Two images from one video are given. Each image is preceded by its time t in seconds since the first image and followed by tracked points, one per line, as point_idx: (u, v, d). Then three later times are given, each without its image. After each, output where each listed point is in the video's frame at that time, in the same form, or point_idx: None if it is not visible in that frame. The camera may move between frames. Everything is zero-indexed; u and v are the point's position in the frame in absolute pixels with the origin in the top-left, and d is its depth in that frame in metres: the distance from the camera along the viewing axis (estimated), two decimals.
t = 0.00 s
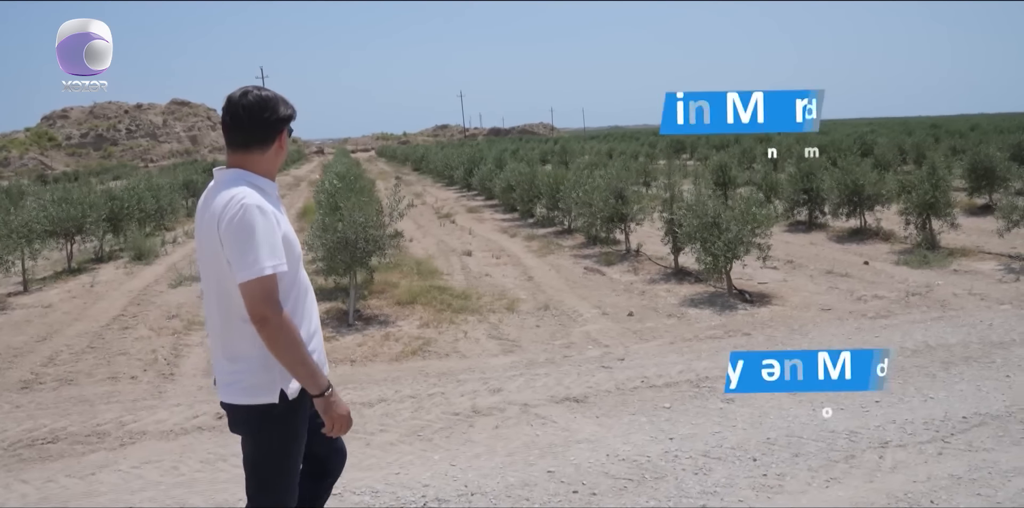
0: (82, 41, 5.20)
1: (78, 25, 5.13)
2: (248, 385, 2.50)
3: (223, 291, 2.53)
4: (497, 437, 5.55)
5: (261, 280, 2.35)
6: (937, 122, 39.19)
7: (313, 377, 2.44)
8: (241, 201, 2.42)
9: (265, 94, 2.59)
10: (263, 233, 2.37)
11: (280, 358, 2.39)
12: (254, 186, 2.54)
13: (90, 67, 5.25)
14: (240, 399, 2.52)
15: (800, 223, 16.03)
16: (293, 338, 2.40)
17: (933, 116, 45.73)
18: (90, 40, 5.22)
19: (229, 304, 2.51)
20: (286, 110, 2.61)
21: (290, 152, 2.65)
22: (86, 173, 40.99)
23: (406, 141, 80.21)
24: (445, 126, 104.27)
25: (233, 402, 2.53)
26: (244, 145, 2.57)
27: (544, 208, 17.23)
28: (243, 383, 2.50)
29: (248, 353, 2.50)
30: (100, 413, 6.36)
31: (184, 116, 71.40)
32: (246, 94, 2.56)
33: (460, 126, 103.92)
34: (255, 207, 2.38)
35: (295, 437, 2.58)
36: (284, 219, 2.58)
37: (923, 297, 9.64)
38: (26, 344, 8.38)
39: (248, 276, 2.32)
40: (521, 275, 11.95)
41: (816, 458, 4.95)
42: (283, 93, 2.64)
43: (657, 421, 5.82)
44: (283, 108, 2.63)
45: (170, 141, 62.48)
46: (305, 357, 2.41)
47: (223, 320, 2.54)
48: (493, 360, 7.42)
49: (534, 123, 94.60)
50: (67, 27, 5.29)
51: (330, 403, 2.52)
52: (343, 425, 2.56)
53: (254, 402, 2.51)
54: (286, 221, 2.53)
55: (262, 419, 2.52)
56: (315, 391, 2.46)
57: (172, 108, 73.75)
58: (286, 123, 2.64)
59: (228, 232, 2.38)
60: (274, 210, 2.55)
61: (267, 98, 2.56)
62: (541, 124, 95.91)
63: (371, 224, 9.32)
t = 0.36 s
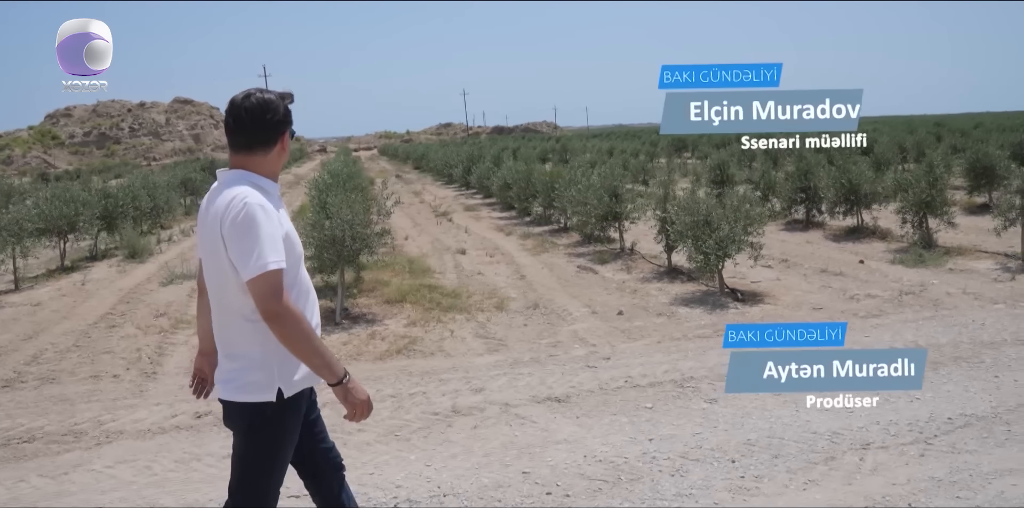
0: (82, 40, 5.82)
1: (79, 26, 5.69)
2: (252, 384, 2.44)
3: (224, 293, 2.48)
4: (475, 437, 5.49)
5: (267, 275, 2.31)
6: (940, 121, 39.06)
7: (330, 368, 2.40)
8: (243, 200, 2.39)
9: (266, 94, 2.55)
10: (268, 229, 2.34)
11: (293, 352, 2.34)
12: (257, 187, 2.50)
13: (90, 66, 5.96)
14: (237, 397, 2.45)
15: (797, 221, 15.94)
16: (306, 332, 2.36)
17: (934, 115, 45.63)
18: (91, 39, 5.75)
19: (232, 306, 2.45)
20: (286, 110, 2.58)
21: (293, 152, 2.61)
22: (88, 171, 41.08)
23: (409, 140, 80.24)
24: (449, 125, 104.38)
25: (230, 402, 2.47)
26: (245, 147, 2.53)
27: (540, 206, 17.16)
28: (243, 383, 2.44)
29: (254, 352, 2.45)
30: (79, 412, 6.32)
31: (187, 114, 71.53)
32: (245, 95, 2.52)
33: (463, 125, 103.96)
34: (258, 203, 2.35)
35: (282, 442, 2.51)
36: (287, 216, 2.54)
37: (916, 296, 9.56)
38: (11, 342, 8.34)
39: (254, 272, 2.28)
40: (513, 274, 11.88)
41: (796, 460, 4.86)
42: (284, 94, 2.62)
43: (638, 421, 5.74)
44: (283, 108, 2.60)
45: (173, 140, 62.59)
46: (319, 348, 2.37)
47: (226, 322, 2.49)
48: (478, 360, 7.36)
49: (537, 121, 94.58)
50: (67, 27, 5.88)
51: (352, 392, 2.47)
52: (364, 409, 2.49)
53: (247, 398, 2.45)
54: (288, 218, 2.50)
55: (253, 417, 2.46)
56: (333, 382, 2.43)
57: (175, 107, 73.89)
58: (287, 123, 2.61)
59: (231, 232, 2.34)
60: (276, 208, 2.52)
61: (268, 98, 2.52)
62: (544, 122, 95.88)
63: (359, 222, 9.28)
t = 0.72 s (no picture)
0: (83, 40, 6.10)
1: (79, 26, 6.00)
2: (261, 386, 2.47)
3: (236, 296, 2.52)
4: (455, 438, 5.46)
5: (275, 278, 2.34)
6: (944, 118, 38.81)
7: (333, 371, 2.42)
8: (253, 205, 2.44)
9: (276, 102, 2.60)
10: (276, 233, 2.38)
11: (299, 354, 2.37)
12: (267, 193, 2.55)
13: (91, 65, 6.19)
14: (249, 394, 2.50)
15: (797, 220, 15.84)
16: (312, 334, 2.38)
17: (941, 113, 45.35)
18: (92, 39, 6.03)
19: (242, 307, 2.49)
20: (295, 116, 2.62)
21: (303, 158, 2.66)
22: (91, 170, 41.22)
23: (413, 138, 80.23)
24: (454, 123, 104.33)
25: (241, 401, 2.52)
26: (256, 154, 2.58)
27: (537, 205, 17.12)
28: (253, 383, 2.47)
29: (264, 353, 2.49)
30: (62, 412, 6.31)
31: (192, 113, 71.78)
32: (255, 103, 2.58)
33: (468, 123, 103.90)
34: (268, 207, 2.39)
35: (294, 441, 2.53)
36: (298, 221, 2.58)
37: (912, 295, 9.48)
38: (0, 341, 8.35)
39: (263, 275, 2.32)
40: (507, 273, 11.83)
41: (776, 462, 4.80)
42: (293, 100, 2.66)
43: (621, 422, 5.69)
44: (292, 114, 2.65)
45: (177, 138, 62.72)
46: (324, 351, 2.39)
47: (237, 324, 2.53)
48: (465, 359, 7.33)
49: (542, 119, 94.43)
50: (66, 28, 6.18)
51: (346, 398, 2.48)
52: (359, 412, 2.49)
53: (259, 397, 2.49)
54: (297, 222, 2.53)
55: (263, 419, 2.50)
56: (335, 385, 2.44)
57: (180, 105, 74.03)
58: (296, 129, 2.65)
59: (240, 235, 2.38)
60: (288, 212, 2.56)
61: (277, 105, 2.58)
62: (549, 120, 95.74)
63: (349, 220, 9.29)
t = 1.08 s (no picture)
0: (82, 39, 7.08)
1: (80, 26, 6.99)
2: (262, 375, 2.55)
3: (241, 284, 2.61)
4: (434, 437, 5.45)
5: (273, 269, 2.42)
6: (945, 117, 38.73)
7: (319, 366, 2.47)
8: (256, 195, 2.51)
9: (282, 97, 2.69)
10: (277, 224, 2.44)
11: (290, 346, 2.43)
12: (272, 184, 2.62)
13: (90, 64, 7.19)
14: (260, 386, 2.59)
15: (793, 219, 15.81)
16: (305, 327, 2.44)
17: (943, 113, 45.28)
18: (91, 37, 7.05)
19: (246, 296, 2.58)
20: (301, 112, 2.70)
21: (308, 153, 2.72)
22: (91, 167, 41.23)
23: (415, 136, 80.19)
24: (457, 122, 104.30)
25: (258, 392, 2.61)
26: (262, 146, 2.66)
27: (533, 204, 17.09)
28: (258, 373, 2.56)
29: (264, 343, 2.57)
30: (45, 409, 6.32)
31: (194, 111, 71.84)
32: (263, 96, 2.66)
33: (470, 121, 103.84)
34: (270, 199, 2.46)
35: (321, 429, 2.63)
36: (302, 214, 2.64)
37: (902, 295, 9.46)
38: None
39: (261, 265, 2.39)
40: (500, 271, 11.81)
41: (754, 463, 4.78)
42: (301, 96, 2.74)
43: (601, 422, 5.67)
44: (299, 110, 2.73)
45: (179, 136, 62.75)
46: (313, 346, 2.45)
47: (242, 312, 2.62)
48: (450, 358, 7.31)
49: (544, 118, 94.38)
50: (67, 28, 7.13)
51: (335, 392, 2.53)
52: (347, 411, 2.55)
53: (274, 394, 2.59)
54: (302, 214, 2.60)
55: (289, 420, 2.60)
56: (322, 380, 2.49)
57: (182, 103, 74.04)
58: (302, 125, 2.73)
59: (242, 225, 2.46)
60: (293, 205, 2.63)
61: (283, 100, 2.66)
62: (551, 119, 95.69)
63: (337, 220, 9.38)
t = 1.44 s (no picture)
0: (83, 39, 7.26)
1: (81, 27, 7.18)
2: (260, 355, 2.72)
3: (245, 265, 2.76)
4: (412, 432, 5.49)
5: (264, 254, 2.55)
6: (949, 114, 38.51)
7: (302, 350, 2.59)
8: (257, 182, 2.65)
9: (292, 86, 2.80)
10: (273, 212, 2.57)
11: (275, 329, 2.56)
12: (276, 171, 2.74)
13: (90, 64, 7.39)
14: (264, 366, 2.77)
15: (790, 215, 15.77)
16: (291, 312, 2.56)
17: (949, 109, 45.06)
18: (92, 38, 7.25)
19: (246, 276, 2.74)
20: (308, 103, 2.80)
21: (312, 142, 2.82)
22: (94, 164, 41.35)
23: (420, 133, 80.18)
24: (462, 119, 104.22)
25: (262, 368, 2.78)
26: (269, 132, 2.78)
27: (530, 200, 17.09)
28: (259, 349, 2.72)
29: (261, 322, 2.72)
30: (31, 404, 6.38)
31: (199, 109, 72.04)
32: (273, 86, 2.78)
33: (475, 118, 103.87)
34: (266, 186, 2.58)
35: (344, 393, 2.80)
36: (302, 201, 2.76)
37: (893, 291, 9.44)
38: None
39: (253, 250, 2.53)
40: (493, 268, 11.82)
41: (727, 459, 4.78)
42: (310, 87, 2.85)
43: (580, 418, 5.68)
44: (308, 100, 2.84)
45: (183, 134, 62.91)
46: (297, 330, 2.57)
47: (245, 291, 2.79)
48: (436, 354, 7.34)
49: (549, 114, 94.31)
50: (68, 27, 7.33)
51: (317, 377, 2.66)
52: (327, 396, 2.68)
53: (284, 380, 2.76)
54: (301, 203, 2.72)
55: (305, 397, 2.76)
56: (303, 364, 2.61)
57: (187, 100, 74.22)
58: (309, 115, 2.83)
59: (242, 210, 2.60)
60: (293, 192, 2.74)
61: (291, 90, 2.77)
62: (556, 115, 95.68)
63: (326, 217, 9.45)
